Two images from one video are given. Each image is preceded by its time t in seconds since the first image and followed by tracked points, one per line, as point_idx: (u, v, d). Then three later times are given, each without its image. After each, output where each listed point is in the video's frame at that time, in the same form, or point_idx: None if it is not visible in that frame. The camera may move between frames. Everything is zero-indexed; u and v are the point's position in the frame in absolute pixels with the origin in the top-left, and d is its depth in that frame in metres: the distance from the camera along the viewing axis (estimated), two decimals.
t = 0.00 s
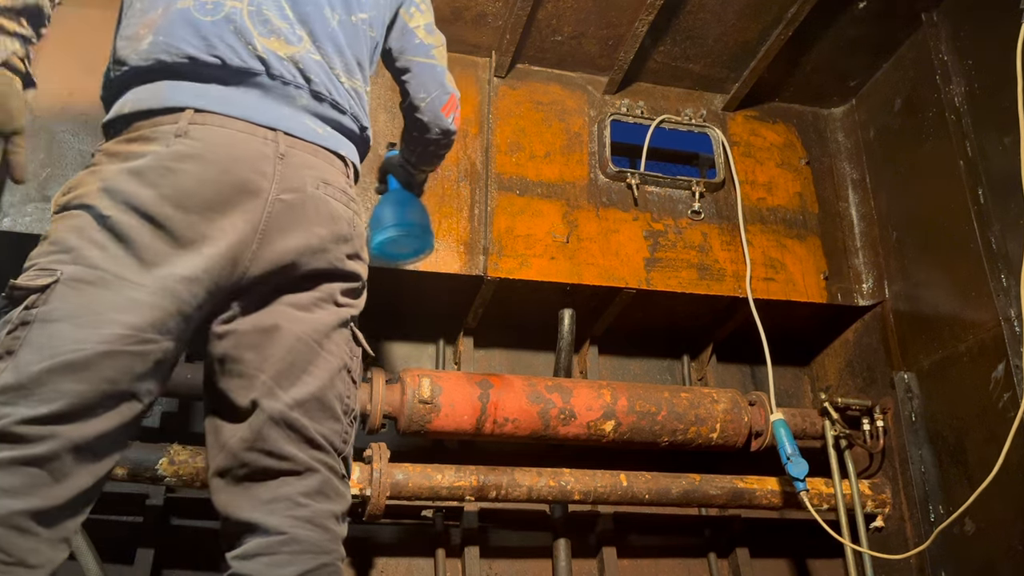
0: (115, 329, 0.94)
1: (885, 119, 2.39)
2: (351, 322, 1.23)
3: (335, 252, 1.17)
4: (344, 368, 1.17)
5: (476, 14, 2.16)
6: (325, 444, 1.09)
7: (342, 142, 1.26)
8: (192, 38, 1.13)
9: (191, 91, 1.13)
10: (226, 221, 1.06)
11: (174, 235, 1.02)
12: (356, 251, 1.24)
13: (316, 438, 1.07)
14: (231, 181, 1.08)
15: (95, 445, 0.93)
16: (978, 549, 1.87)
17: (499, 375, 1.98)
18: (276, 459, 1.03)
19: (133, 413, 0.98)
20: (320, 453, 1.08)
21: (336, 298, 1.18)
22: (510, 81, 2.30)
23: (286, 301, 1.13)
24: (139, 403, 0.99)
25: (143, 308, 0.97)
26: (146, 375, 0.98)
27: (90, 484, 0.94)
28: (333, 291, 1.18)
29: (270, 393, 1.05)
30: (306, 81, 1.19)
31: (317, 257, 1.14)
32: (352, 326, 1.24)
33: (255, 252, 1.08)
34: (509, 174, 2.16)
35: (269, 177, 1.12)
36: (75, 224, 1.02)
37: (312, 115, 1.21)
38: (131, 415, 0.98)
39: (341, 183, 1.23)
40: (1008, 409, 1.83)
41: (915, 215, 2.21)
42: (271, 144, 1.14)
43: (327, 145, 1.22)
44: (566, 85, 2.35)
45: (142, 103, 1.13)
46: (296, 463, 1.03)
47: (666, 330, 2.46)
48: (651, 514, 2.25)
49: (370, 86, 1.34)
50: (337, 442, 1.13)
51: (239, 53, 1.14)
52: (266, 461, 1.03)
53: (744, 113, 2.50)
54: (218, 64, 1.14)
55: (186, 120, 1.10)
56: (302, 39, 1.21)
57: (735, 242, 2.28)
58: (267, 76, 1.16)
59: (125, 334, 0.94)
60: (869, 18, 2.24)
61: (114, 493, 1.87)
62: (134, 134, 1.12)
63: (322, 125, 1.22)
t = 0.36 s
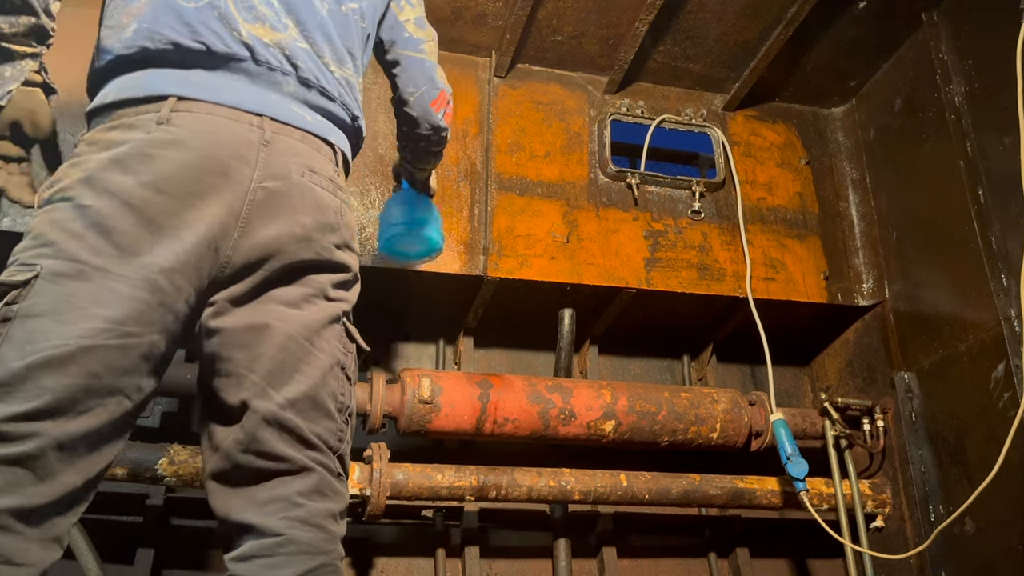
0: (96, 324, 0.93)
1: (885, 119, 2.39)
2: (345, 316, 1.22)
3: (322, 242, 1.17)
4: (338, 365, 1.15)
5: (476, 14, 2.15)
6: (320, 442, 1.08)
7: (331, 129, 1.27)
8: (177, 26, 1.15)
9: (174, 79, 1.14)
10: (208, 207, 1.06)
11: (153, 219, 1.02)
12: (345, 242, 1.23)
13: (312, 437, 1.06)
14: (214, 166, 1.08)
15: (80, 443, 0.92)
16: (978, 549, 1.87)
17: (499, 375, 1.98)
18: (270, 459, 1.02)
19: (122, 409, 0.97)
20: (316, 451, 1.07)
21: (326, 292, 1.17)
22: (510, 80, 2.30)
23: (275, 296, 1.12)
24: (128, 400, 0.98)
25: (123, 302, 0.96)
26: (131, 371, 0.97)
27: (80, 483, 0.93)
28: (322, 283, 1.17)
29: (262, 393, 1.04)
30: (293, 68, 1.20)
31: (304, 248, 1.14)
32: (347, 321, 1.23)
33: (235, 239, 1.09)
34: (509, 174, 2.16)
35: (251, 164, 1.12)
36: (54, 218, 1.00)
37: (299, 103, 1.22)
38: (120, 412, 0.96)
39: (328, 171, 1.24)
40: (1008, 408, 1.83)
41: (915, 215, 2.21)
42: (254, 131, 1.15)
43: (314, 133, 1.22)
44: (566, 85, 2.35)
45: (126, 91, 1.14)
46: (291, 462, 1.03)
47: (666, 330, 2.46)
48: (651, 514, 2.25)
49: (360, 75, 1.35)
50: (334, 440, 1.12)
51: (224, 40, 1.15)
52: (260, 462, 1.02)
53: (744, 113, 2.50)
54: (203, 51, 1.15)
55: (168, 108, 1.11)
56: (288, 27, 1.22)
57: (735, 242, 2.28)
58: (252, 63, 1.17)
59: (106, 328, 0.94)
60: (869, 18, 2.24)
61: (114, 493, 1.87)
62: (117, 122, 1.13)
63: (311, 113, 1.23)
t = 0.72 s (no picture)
0: (44, 322, 0.91)
1: (885, 119, 2.39)
2: (313, 296, 1.16)
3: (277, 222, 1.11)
4: (307, 343, 1.10)
5: (476, 14, 2.16)
6: (292, 424, 1.03)
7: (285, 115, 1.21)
8: (113, 19, 1.11)
9: (112, 72, 1.10)
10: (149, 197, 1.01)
11: (98, 215, 0.98)
12: (305, 223, 1.17)
13: (282, 419, 1.01)
14: (153, 156, 1.03)
15: (37, 447, 0.89)
16: (978, 549, 1.87)
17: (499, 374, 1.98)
18: (237, 444, 0.97)
19: (83, 410, 0.94)
20: (288, 433, 1.02)
21: (288, 272, 1.12)
22: (510, 80, 2.30)
23: (236, 278, 1.08)
24: (90, 399, 0.95)
25: (71, 297, 0.93)
26: (91, 369, 0.94)
27: (45, 490, 0.91)
28: (283, 264, 1.12)
29: (222, 375, 0.99)
30: (238, 54, 1.15)
31: (256, 228, 1.08)
32: (318, 300, 1.18)
33: (183, 226, 1.04)
34: (509, 174, 2.16)
35: (194, 150, 1.07)
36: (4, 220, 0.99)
37: (248, 89, 1.16)
38: (82, 412, 0.94)
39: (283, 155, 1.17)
40: (1008, 408, 1.83)
41: (915, 215, 2.21)
42: (196, 117, 1.10)
43: (265, 118, 1.17)
44: (566, 85, 2.35)
45: (67, 88, 1.10)
46: (259, 448, 0.97)
47: (665, 330, 2.46)
48: (651, 514, 2.25)
49: (318, 62, 1.29)
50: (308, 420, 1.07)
51: (162, 30, 1.11)
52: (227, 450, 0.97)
53: (744, 113, 2.50)
54: (140, 43, 1.11)
55: (107, 100, 1.07)
56: (233, 13, 1.17)
57: (735, 242, 2.28)
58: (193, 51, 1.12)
59: (55, 325, 0.91)
60: (869, 18, 2.24)
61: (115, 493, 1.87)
62: (59, 119, 1.09)
63: (261, 98, 1.17)
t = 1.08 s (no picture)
0: None
1: (885, 119, 2.39)
2: (212, 292, 1.00)
3: (150, 215, 0.94)
4: (213, 343, 0.97)
5: (476, 14, 2.16)
6: (212, 424, 0.93)
7: (169, 100, 1.01)
8: None
9: None
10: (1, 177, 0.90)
11: None
12: (189, 219, 0.99)
13: (198, 419, 0.91)
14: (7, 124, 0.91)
15: None
16: (977, 549, 1.87)
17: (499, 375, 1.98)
18: (153, 444, 0.88)
19: None
20: (208, 432, 0.92)
21: (174, 270, 0.95)
22: (510, 80, 2.30)
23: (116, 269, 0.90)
24: None
25: None
26: None
27: None
28: (164, 262, 0.94)
29: (123, 375, 0.88)
30: (115, 31, 0.98)
31: (126, 220, 0.92)
32: (219, 299, 1.02)
33: (40, 205, 0.89)
34: (509, 174, 2.16)
35: (56, 124, 0.92)
36: None
37: (124, 70, 0.98)
38: None
39: (160, 144, 0.98)
40: (1008, 408, 1.83)
41: (915, 215, 2.21)
42: (60, 89, 0.94)
43: (141, 101, 0.98)
44: (566, 85, 2.35)
45: None
46: (180, 444, 0.89)
47: (665, 330, 2.46)
48: (651, 514, 2.25)
49: (214, 48, 1.09)
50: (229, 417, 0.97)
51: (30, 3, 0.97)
52: (142, 449, 0.87)
53: (744, 113, 2.50)
54: (7, 18, 0.97)
55: None
56: None
57: (735, 242, 2.28)
58: (63, 25, 0.97)
59: None
60: (869, 18, 2.24)
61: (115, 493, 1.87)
62: None
63: (142, 80, 0.99)
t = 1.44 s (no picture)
0: None
1: (885, 119, 2.39)
2: (156, 278, 1.01)
3: (93, 196, 0.95)
4: (156, 332, 0.97)
5: (477, 15, 2.16)
6: (155, 414, 0.93)
7: (105, 79, 1.06)
8: None
9: None
10: None
11: None
12: (131, 201, 1.01)
13: (140, 412, 0.91)
14: None
15: None
16: (977, 549, 1.87)
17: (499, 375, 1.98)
18: (91, 438, 0.86)
19: None
20: (151, 423, 0.92)
21: (117, 255, 0.96)
22: (510, 81, 2.30)
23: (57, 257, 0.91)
24: None
25: None
26: None
27: None
28: (107, 246, 0.95)
29: (60, 366, 0.87)
30: (46, 11, 1.01)
31: (65, 205, 0.94)
32: (164, 282, 1.03)
33: None
34: (509, 174, 2.16)
35: None
36: None
37: (60, 50, 1.02)
38: None
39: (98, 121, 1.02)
40: (1008, 408, 1.83)
41: (915, 215, 2.21)
42: None
43: (75, 80, 1.02)
44: (566, 85, 2.35)
45: None
46: (120, 438, 0.88)
47: (665, 330, 2.46)
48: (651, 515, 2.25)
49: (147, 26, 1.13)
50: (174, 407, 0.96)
51: None
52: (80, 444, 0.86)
53: (744, 113, 2.50)
54: None
55: None
56: None
57: (735, 242, 2.28)
58: None
59: None
60: (870, 17, 2.24)
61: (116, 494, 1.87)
62: None
63: (76, 60, 1.03)
